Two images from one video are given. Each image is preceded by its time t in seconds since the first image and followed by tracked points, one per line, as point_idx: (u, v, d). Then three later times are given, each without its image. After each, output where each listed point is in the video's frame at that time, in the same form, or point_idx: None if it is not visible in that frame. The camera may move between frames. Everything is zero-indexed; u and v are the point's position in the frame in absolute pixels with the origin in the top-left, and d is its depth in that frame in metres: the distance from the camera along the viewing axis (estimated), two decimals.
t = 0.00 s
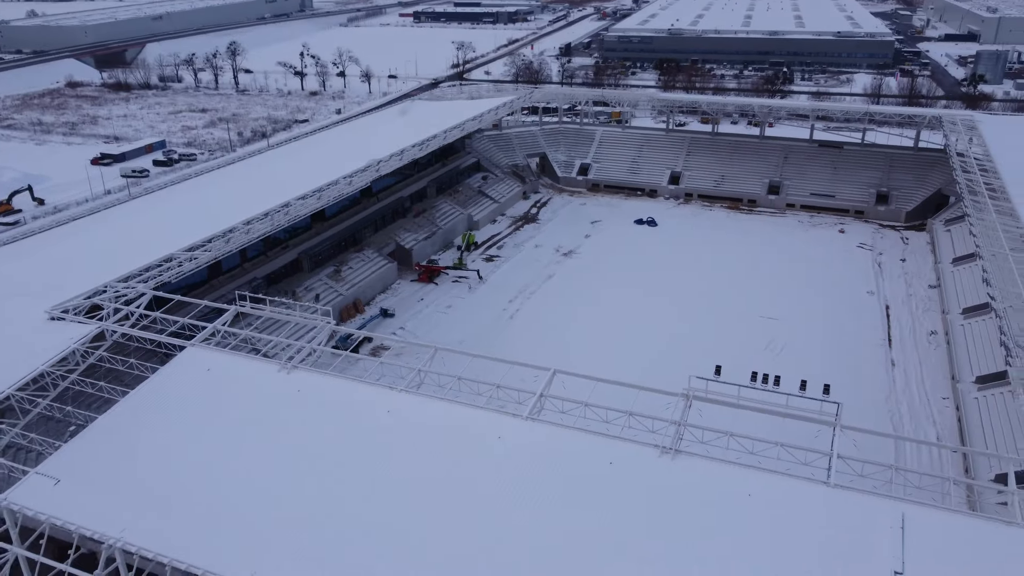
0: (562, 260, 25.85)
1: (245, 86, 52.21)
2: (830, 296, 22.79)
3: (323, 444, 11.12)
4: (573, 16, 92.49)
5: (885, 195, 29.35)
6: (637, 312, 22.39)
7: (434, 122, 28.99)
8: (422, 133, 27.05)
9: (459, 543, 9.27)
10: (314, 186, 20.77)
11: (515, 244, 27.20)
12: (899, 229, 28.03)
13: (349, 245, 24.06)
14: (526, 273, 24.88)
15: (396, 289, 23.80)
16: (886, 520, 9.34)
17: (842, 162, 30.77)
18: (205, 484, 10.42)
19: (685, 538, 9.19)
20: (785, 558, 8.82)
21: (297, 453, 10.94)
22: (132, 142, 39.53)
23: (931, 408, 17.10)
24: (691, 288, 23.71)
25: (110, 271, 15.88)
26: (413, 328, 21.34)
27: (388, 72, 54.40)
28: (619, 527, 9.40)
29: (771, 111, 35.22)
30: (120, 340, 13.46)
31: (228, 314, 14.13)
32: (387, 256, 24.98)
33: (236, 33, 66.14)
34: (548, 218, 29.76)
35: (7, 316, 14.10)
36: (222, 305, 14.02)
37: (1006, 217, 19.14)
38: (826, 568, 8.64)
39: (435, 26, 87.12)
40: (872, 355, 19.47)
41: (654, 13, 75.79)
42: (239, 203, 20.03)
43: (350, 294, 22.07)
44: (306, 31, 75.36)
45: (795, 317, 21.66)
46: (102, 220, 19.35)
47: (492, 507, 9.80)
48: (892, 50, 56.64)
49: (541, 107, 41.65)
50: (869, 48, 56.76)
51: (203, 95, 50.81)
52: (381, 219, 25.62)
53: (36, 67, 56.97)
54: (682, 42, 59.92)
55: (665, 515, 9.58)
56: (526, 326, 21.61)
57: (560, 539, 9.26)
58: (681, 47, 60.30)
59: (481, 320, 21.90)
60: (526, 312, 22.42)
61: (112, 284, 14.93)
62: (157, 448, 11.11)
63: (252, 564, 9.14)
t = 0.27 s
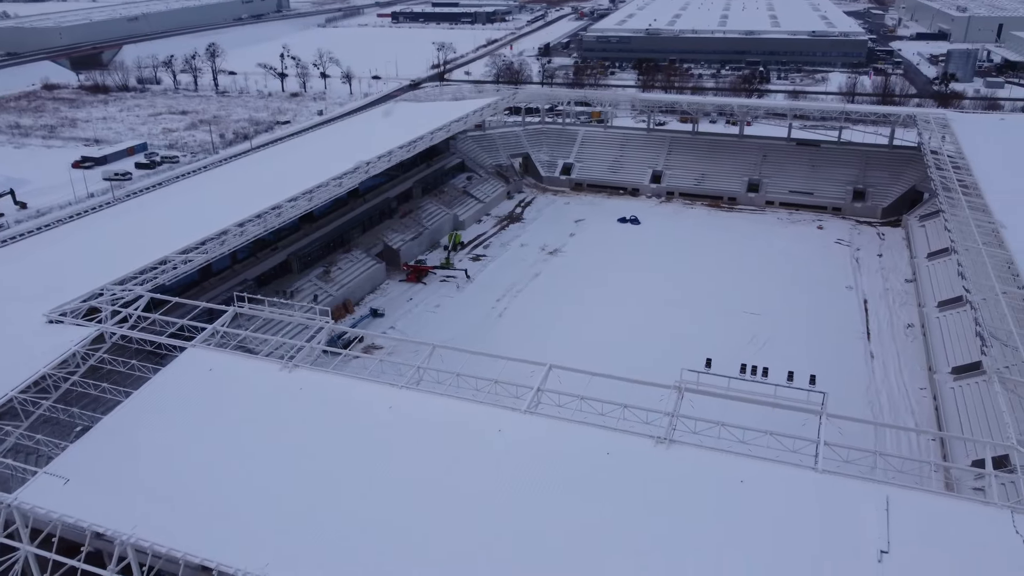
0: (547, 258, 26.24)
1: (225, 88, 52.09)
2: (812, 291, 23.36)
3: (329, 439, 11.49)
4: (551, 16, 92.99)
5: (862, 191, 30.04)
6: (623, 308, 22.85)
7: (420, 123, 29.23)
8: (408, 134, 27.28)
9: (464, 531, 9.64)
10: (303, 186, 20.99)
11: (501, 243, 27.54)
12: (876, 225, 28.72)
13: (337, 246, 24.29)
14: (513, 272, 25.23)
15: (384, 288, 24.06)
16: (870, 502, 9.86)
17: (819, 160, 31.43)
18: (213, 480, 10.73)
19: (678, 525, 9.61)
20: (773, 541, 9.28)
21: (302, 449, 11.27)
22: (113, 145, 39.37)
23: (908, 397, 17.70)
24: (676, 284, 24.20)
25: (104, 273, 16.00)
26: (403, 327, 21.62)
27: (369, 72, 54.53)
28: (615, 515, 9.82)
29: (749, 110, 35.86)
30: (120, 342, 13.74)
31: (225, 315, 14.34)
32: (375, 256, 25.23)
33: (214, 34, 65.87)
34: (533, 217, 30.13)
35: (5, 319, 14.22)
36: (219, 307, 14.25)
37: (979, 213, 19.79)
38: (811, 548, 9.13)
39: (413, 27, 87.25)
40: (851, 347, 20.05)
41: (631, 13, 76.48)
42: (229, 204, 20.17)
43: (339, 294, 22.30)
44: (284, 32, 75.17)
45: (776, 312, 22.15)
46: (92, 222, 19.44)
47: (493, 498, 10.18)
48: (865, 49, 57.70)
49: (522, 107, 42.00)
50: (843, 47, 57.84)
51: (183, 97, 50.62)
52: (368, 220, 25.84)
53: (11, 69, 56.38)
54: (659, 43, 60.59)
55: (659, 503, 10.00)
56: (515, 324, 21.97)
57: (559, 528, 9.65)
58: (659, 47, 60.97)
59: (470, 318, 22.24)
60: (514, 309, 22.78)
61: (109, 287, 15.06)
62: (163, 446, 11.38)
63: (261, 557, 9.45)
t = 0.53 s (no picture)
0: (534, 258, 26.62)
1: (204, 90, 51.93)
2: (792, 287, 23.92)
3: (332, 436, 11.80)
4: (529, 17, 93.42)
5: (839, 189, 30.69)
6: (610, 305, 23.28)
7: (405, 125, 29.46)
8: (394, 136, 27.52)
9: (468, 523, 10.02)
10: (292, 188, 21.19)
11: (487, 243, 27.86)
12: (853, 222, 29.38)
13: (325, 247, 24.49)
14: (499, 271, 25.57)
15: (373, 289, 24.29)
16: (856, 488, 10.34)
17: (798, 158, 32.06)
18: (219, 478, 11.01)
19: (672, 515, 10.03)
20: (762, 527, 9.74)
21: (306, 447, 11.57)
22: (93, 148, 39.18)
23: (887, 389, 18.28)
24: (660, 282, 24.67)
25: (99, 276, 16.11)
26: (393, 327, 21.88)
27: (349, 74, 54.58)
28: (612, 506, 10.22)
29: (728, 110, 36.44)
30: (118, 345, 13.86)
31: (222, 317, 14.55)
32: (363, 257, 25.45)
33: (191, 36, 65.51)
34: (517, 217, 30.48)
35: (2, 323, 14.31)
36: (217, 308, 14.45)
37: (954, 209, 20.41)
38: (799, 534, 9.60)
39: (392, 27, 87.27)
40: (832, 341, 20.61)
41: (609, 14, 77.06)
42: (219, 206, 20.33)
43: (329, 295, 22.49)
44: (262, 33, 74.94)
45: (759, 308, 22.66)
46: (82, 225, 19.51)
47: (494, 492, 10.55)
48: (840, 49, 58.65)
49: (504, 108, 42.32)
50: (818, 47, 58.77)
51: (162, 99, 50.42)
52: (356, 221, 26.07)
53: None
54: (638, 43, 61.18)
55: (654, 493, 10.41)
56: (503, 322, 22.32)
57: (558, 520, 10.03)
58: (637, 47, 61.56)
59: (459, 317, 22.55)
60: (502, 308, 23.13)
61: (105, 291, 15.19)
62: (168, 445, 11.65)
63: (272, 551, 9.76)
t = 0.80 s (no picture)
0: (520, 258, 26.99)
1: (184, 93, 51.74)
2: (772, 283, 24.48)
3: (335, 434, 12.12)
4: (506, 18, 93.83)
5: (817, 187, 31.38)
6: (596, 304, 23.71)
7: (390, 127, 29.72)
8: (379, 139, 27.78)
9: (471, 515, 10.39)
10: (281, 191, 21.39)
11: (474, 244, 28.17)
12: (831, 220, 30.03)
13: (313, 250, 24.70)
14: (486, 271, 25.90)
15: (362, 290, 24.52)
16: (841, 476, 10.83)
17: (776, 158, 32.69)
18: (223, 477, 11.27)
19: (665, 503, 10.46)
20: (752, 516, 10.19)
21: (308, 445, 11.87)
22: (74, 152, 38.97)
23: (866, 381, 18.86)
24: (644, 280, 25.14)
25: (93, 280, 16.23)
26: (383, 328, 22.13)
27: (329, 76, 54.62)
28: (608, 497, 10.63)
29: (707, 110, 37.02)
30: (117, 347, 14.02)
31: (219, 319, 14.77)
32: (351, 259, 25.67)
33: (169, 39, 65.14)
34: (502, 218, 30.83)
35: None
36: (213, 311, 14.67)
37: (928, 206, 21.07)
38: (788, 519, 10.07)
39: (370, 29, 87.25)
40: (812, 336, 21.16)
41: (587, 15, 77.62)
42: (209, 209, 20.49)
43: (318, 297, 22.68)
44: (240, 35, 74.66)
45: (741, 304, 23.19)
46: (72, 229, 19.57)
47: (494, 484, 10.93)
48: (814, 49, 59.58)
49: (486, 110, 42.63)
50: (793, 47, 59.71)
51: (141, 103, 50.16)
52: (343, 224, 26.29)
53: None
54: (616, 44, 61.75)
55: (647, 484, 10.83)
56: (492, 321, 22.65)
57: (556, 513, 10.40)
58: (616, 48, 62.14)
59: (448, 317, 22.86)
60: (490, 308, 23.47)
61: (101, 294, 15.33)
62: (173, 444, 11.90)
63: (281, 545, 10.06)
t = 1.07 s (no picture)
0: (506, 258, 27.34)
1: (163, 96, 51.52)
2: (754, 280, 25.03)
3: (337, 432, 12.44)
4: (485, 19, 94.12)
5: (795, 186, 32.04)
6: (582, 302, 24.13)
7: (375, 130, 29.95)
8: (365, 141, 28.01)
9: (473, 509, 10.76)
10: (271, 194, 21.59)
11: (460, 245, 28.48)
12: (809, 218, 30.68)
13: (302, 252, 24.91)
14: (473, 272, 26.24)
15: (350, 292, 24.73)
16: (827, 466, 11.31)
17: (755, 157, 33.31)
18: (229, 474, 11.54)
19: (658, 492, 10.91)
20: (744, 505, 10.64)
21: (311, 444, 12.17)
22: (54, 156, 38.75)
23: (846, 375, 19.43)
24: (629, 279, 25.60)
25: (88, 284, 16.36)
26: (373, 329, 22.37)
27: (310, 78, 54.62)
28: (604, 489, 11.04)
29: (687, 111, 37.61)
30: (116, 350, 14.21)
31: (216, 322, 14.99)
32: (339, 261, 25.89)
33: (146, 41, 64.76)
34: (487, 219, 31.16)
35: None
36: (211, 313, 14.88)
37: (904, 204, 21.70)
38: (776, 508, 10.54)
39: (348, 30, 87.17)
40: (793, 331, 21.71)
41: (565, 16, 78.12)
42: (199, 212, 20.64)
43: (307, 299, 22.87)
44: (217, 38, 74.30)
45: (723, 302, 23.72)
46: (62, 233, 19.65)
47: (494, 477, 11.31)
48: (790, 50, 60.48)
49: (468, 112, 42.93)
50: (769, 48, 60.62)
51: (120, 106, 49.88)
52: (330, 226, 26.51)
53: None
54: (595, 45, 62.28)
55: (641, 477, 11.25)
56: (480, 321, 22.99)
57: (555, 507, 10.75)
58: (595, 50, 62.68)
59: (437, 317, 23.16)
60: (479, 308, 23.80)
61: (97, 298, 15.48)
62: (177, 445, 12.13)
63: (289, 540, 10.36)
